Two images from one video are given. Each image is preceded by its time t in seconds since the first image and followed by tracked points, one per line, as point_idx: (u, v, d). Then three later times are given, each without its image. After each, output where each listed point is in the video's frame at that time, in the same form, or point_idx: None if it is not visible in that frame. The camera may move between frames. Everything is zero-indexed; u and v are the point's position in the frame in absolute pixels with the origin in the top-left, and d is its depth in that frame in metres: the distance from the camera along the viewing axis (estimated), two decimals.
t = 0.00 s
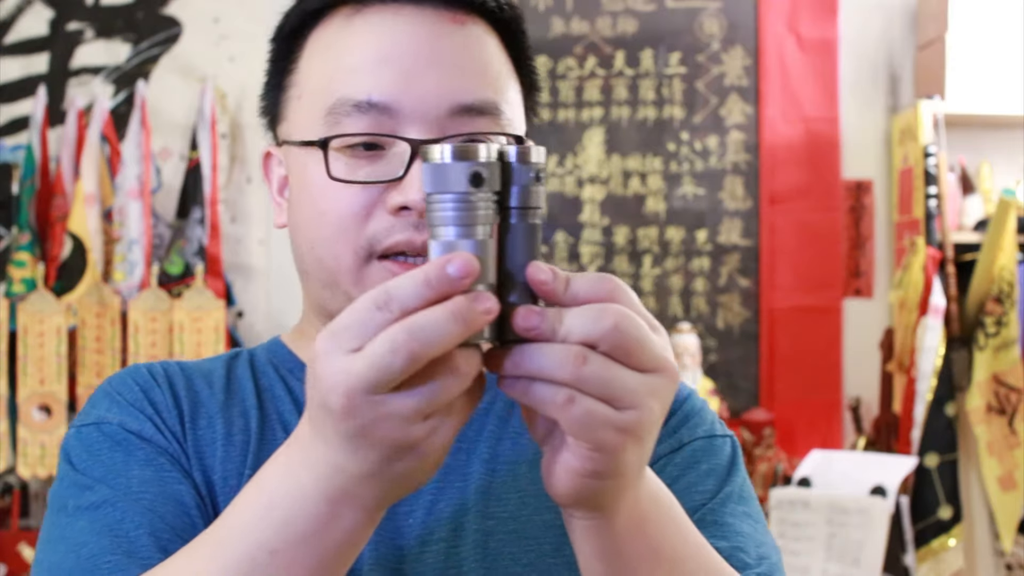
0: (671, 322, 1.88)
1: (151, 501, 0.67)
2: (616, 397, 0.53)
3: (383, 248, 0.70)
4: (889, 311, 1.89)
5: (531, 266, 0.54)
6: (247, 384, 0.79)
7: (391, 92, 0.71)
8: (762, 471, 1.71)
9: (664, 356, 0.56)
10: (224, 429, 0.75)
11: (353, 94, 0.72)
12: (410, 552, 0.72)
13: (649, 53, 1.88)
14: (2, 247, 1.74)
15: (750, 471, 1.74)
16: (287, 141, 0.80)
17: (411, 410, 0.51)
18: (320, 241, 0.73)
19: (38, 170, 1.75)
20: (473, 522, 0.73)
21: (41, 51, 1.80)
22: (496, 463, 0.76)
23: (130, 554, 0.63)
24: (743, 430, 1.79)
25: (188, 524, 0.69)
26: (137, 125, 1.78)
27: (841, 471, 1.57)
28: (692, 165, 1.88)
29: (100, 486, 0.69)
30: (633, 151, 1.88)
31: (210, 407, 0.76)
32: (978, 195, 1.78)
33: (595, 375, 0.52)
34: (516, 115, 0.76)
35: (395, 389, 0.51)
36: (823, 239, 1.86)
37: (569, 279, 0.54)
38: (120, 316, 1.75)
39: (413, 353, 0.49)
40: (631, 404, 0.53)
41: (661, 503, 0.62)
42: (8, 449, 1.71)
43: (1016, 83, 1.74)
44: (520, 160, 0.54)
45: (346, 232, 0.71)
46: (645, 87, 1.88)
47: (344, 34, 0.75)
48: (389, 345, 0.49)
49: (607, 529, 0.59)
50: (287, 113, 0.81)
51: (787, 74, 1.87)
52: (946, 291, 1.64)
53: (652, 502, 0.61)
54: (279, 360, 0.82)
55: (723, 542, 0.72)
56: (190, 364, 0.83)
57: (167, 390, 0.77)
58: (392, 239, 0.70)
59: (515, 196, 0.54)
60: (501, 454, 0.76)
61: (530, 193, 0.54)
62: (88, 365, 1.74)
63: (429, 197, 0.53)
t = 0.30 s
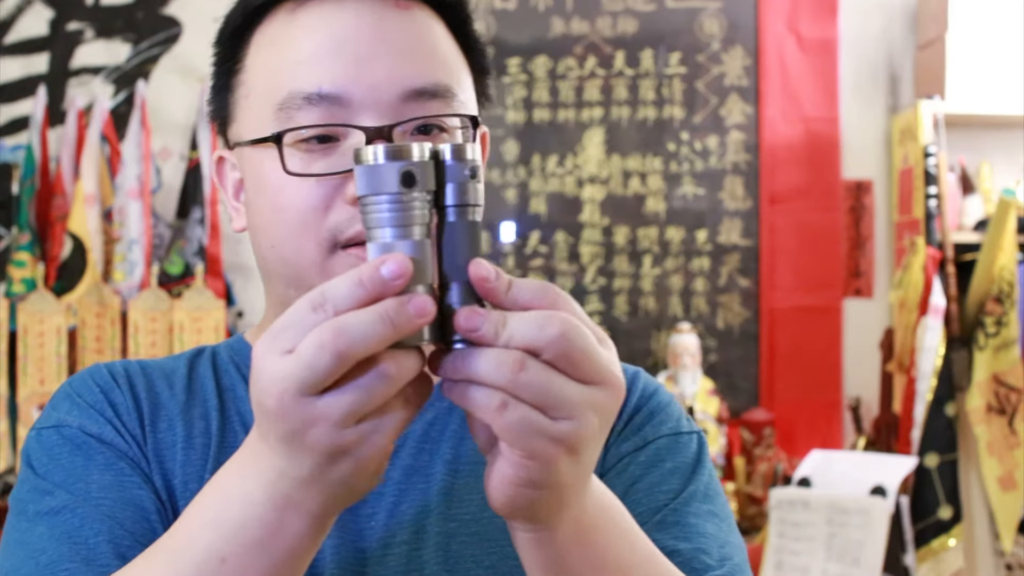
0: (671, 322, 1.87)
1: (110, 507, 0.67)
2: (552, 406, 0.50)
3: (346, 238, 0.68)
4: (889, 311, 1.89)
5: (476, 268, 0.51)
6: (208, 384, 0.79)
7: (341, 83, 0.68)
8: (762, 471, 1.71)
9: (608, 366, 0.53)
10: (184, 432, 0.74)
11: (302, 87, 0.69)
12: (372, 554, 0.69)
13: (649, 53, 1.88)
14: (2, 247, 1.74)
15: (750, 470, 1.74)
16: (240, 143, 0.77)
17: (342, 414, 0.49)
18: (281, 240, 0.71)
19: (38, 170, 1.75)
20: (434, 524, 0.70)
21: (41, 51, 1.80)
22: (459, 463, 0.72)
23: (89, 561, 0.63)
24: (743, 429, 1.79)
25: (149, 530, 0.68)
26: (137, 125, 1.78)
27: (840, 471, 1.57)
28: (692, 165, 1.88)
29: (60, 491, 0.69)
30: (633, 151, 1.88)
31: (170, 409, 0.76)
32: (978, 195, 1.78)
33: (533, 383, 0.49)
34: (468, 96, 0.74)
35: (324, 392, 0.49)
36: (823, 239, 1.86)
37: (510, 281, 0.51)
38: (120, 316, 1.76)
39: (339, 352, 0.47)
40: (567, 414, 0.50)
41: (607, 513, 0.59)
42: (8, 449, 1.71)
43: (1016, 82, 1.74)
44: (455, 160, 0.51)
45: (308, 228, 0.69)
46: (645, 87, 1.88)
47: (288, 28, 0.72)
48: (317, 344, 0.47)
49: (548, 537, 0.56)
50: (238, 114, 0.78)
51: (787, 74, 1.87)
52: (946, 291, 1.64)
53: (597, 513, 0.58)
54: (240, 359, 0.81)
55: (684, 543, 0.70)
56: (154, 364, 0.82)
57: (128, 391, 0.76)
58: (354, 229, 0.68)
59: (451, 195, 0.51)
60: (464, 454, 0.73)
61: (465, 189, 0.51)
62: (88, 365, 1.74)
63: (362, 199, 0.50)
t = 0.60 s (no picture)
0: (671, 323, 1.87)
1: (91, 510, 0.69)
2: (509, 417, 0.51)
3: (310, 235, 0.72)
4: (889, 311, 1.89)
5: (453, 272, 0.50)
6: (186, 386, 0.80)
7: (298, 79, 0.72)
8: (762, 471, 1.71)
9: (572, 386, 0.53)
10: (163, 434, 0.76)
11: (261, 87, 0.73)
12: (352, 557, 0.72)
13: (649, 53, 1.88)
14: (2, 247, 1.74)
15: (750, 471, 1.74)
16: (206, 144, 0.81)
17: (316, 443, 0.49)
18: (247, 236, 0.75)
19: (38, 170, 1.75)
20: (411, 524, 0.73)
21: (41, 51, 1.80)
22: (435, 462, 0.76)
23: (71, 564, 0.65)
24: (743, 430, 1.79)
25: (131, 532, 0.70)
26: (137, 125, 1.78)
27: (840, 471, 1.57)
28: (692, 165, 1.88)
29: (42, 495, 0.70)
30: (633, 151, 1.88)
31: (149, 411, 0.78)
32: (979, 195, 1.77)
33: (494, 394, 0.50)
34: (431, 90, 0.78)
35: (296, 423, 0.49)
36: (822, 239, 1.86)
37: (485, 286, 0.51)
38: (119, 316, 1.75)
39: (302, 386, 0.47)
40: (523, 426, 0.51)
41: (567, 516, 0.60)
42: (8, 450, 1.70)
43: (1017, 82, 1.74)
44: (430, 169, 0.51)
45: (271, 224, 0.73)
46: (645, 86, 1.88)
47: (247, 30, 0.77)
48: (281, 379, 0.47)
49: (502, 541, 0.58)
50: (202, 117, 0.83)
51: (788, 74, 1.87)
52: (946, 291, 1.64)
53: (553, 519, 0.59)
54: (218, 360, 0.84)
55: (654, 540, 0.73)
56: (132, 366, 0.84)
57: (106, 392, 0.78)
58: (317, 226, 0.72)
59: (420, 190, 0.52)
60: (439, 453, 0.77)
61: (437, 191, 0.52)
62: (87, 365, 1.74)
63: (326, 224, 0.48)
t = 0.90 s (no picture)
0: (671, 322, 1.87)
1: (83, 509, 0.69)
2: (502, 428, 0.51)
3: (296, 238, 0.72)
4: (889, 311, 1.88)
5: (446, 285, 0.50)
6: (178, 386, 0.81)
7: (281, 83, 0.72)
8: (762, 471, 1.71)
9: (562, 394, 0.54)
10: (155, 433, 0.76)
11: (244, 91, 0.74)
12: (342, 554, 0.72)
13: (649, 53, 1.88)
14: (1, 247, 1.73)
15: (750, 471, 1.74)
16: (193, 150, 0.82)
17: (293, 415, 0.50)
18: (233, 239, 0.75)
19: (38, 170, 1.75)
20: (402, 521, 0.73)
21: (41, 50, 1.80)
22: (426, 460, 0.76)
23: (64, 560, 0.65)
24: (743, 430, 1.79)
25: (122, 530, 0.70)
26: (137, 124, 1.78)
27: (840, 471, 1.57)
28: (692, 165, 1.88)
29: (34, 493, 0.70)
30: (633, 151, 1.88)
31: (141, 410, 0.78)
32: (979, 195, 1.76)
33: (484, 410, 0.51)
34: (413, 90, 0.79)
35: (274, 395, 0.50)
36: (823, 240, 1.86)
37: (475, 298, 0.52)
38: (119, 316, 1.75)
39: (277, 356, 0.48)
40: (515, 435, 0.52)
41: (558, 520, 0.60)
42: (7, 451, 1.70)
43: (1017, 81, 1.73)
44: (428, 158, 0.51)
45: (257, 228, 0.73)
46: (645, 87, 1.88)
47: (229, 36, 0.77)
48: (259, 349, 0.49)
49: (495, 546, 0.57)
50: (189, 123, 0.83)
51: (788, 74, 1.87)
52: (946, 291, 1.64)
53: (544, 524, 0.59)
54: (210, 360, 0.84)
55: (646, 540, 0.73)
56: (126, 367, 0.84)
57: (99, 393, 0.78)
58: (301, 228, 0.72)
59: (419, 196, 0.52)
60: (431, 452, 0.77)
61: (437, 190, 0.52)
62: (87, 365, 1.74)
63: (309, 203, 0.51)
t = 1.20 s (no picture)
0: (671, 322, 1.87)
1: (85, 507, 0.69)
2: (510, 443, 0.53)
3: (296, 242, 0.72)
4: (889, 311, 1.86)
5: (456, 302, 0.52)
6: (180, 384, 0.81)
7: (283, 87, 0.73)
8: (762, 471, 1.71)
9: (570, 411, 0.55)
10: (156, 431, 0.76)
11: (246, 94, 0.74)
12: (343, 552, 0.72)
13: (649, 53, 1.88)
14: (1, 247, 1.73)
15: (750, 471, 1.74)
16: (193, 151, 0.82)
17: (303, 429, 0.51)
18: (233, 243, 0.76)
19: (38, 170, 1.75)
20: (403, 520, 0.73)
21: (41, 50, 1.80)
22: (427, 460, 0.77)
23: (67, 558, 0.65)
24: (743, 430, 1.79)
25: (124, 527, 0.70)
26: (137, 125, 1.78)
27: (840, 471, 1.57)
28: (692, 165, 1.88)
29: (37, 491, 0.71)
30: (633, 151, 1.88)
31: (143, 408, 0.78)
32: (980, 196, 1.68)
33: (492, 426, 0.52)
34: (414, 94, 0.79)
35: (285, 409, 0.51)
36: (823, 239, 1.86)
37: (486, 315, 0.54)
38: (119, 316, 1.75)
39: (291, 373, 0.49)
40: (524, 452, 0.54)
41: (561, 531, 0.61)
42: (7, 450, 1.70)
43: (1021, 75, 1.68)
44: (442, 176, 0.53)
45: (258, 232, 0.73)
46: (645, 86, 1.87)
47: (232, 37, 0.77)
48: (271, 366, 0.49)
49: (500, 559, 0.59)
50: (190, 124, 0.83)
51: (787, 75, 1.87)
52: (946, 291, 1.64)
53: (549, 538, 0.60)
54: (210, 359, 0.84)
55: (646, 542, 0.73)
56: (127, 366, 0.84)
57: (101, 391, 0.78)
58: (302, 232, 0.72)
59: (432, 213, 0.54)
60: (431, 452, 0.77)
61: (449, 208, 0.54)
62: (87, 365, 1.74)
63: (322, 219, 0.52)
